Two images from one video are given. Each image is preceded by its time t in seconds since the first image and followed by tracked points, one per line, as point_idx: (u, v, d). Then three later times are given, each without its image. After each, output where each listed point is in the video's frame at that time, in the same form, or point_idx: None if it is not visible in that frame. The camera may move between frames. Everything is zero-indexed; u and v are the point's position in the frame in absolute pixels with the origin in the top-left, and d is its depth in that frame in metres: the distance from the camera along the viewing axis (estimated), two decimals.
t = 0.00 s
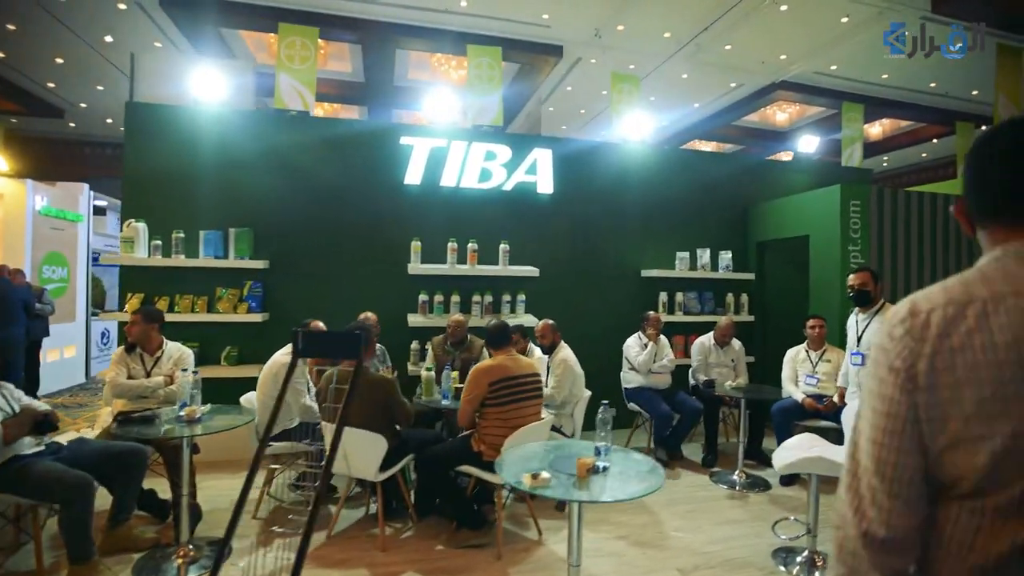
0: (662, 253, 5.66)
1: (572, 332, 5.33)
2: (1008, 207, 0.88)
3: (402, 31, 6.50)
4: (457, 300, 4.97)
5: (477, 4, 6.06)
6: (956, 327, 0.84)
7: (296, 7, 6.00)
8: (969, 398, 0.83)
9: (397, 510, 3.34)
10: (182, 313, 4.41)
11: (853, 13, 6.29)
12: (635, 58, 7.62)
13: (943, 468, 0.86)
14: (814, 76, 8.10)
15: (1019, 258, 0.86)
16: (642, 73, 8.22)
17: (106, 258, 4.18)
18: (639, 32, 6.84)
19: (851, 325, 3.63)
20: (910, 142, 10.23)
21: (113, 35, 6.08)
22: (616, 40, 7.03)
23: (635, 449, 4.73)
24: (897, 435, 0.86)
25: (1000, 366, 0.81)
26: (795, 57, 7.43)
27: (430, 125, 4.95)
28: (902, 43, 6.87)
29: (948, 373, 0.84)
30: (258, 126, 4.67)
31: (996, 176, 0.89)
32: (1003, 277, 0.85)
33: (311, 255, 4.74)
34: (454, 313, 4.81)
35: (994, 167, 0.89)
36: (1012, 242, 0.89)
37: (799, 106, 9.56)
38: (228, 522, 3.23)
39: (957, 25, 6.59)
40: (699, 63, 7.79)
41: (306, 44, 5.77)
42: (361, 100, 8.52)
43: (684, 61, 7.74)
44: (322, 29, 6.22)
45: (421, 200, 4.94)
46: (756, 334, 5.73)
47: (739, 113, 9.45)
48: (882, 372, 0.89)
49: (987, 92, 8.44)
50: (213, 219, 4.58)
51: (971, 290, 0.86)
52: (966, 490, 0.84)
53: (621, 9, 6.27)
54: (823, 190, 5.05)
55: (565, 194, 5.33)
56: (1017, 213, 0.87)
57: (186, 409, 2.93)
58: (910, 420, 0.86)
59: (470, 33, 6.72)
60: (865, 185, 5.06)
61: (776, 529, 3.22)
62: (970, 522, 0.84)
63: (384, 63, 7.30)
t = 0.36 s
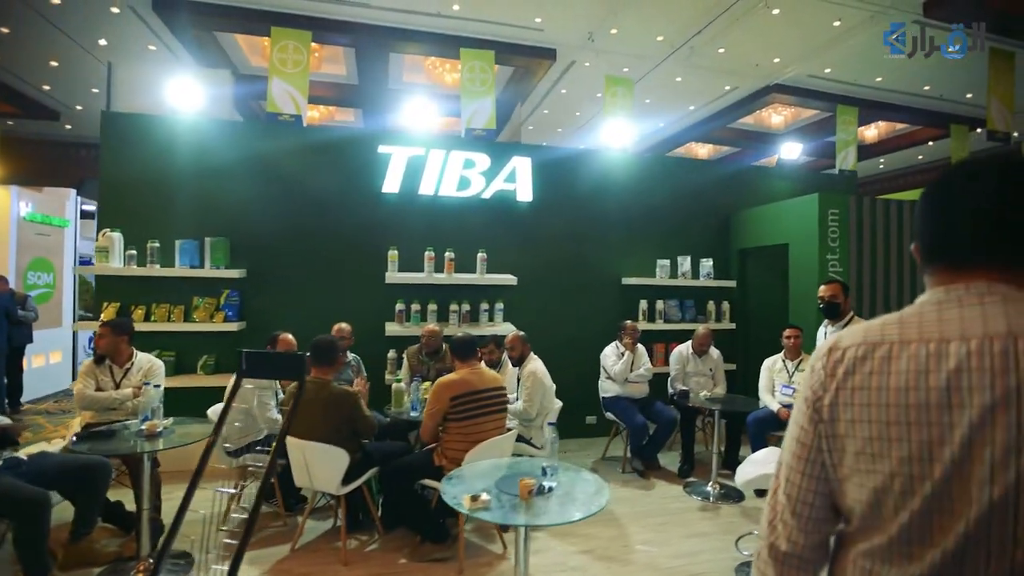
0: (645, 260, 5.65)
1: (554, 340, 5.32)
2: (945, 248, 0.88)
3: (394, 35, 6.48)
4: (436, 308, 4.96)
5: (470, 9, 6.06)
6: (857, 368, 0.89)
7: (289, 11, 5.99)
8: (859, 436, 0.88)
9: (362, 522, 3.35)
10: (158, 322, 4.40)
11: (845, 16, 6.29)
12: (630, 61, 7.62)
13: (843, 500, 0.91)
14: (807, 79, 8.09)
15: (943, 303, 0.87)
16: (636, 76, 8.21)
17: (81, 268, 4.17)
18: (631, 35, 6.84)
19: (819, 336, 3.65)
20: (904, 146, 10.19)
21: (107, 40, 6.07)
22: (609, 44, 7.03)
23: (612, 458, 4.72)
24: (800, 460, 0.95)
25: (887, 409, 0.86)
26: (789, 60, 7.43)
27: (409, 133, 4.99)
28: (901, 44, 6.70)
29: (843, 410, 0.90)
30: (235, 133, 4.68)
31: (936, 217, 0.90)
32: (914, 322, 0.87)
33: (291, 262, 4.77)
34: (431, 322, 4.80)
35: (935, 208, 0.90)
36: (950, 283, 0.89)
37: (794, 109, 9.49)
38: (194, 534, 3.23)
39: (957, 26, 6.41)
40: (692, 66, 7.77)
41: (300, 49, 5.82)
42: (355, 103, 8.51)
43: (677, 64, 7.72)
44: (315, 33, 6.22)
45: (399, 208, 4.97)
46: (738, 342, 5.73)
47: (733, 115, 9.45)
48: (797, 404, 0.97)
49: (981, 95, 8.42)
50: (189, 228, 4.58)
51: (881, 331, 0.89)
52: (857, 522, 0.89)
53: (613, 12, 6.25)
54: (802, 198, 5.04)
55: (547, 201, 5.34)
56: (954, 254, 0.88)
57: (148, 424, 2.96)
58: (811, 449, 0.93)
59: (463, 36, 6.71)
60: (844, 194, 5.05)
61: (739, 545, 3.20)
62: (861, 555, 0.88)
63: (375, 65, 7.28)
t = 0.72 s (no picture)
0: (631, 263, 5.58)
1: (538, 343, 5.26)
2: (947, 257, 0.82)
3: (386, 36, 6.41)
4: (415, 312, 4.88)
5: (462, 9, 5.98)
6: (837, 393, 0.86)
7: (281, 10, 5.93)
8: (832, 467, 0.84)
9: (329, 531, 3.26)
10: (131, 325, 4.33)
11: (841, 17, 6.20)
12: (625, 62, 7.54)
13: (816, 531, 0.88)
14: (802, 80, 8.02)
15: (940, 324, 0.81)
16: (631, 77, 8.14)
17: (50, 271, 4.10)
18: (626, 36, 6.77)
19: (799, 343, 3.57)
20: (900, 148, 10.11)
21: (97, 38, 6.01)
22: (603, 44, 6.95)
23: (593, 464, 4.64)
24: (776, 486, 0.92)
25: (861, 443, 0.82)
26: (785, 60, 7.35)
27: (388, 134, 4.93)
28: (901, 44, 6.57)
29: (818, 437, 0.87)
30: (213, 134, 4.62)
31: (936, 223, 0.84)
32: (903, 345, 0.82)
33: (269, 265, 4.70)
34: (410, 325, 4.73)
35: (937, 210, 0.84)
36: (954, 298, 0.81)
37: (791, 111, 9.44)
38: (155, 544, 3.14)
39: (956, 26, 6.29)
40: (688, 67, 7.70)
41: (291, 49, 5.82)
42: (346, 103, 8.45)
43: (673, 65, 7.64)
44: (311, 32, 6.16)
45: (378, 211, 4.90)
46: (724, 346, 5.65)
47: (731, 117, 9.37)
48: (780, 425, 0.94)
49: (978, 96, 8.34)
50: (163, 231, 4.52)
51: (867, 355, 0.85)
52: (828, 557, 0.85)
53: (608, 12, 6.18)
54: (788, 201, 4.96)
55: (529, 204, 5.27)
56: (957, 264, 0.81)
57: (104, 432, 2.88)
58: (786, 474, 0.91)
59: (457, 36, 6.65)
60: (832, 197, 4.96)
61: (710, 558, 3.10)
62: None
63: (368, 65, 7.20)
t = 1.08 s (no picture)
0: (617, 263, 5.46)
1: (524, 344, 5.16)
2: (943, 265, 0.74)
3: (378, 34, 6.28)
4: (393, 313, 4.76)
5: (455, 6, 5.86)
6: (814, 417, 0.80)
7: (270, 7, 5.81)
8: (803, 501, 0.78)
9: (293, 540, 3.13)
10: (99, 327, 4.21)
11: (838, 15, 6.09)
12: (620, 60, 7.42)
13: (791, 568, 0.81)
14: (799, 78, 7.90)
15: (931, 343, 0.74)
16: (626, 75, 8.02)
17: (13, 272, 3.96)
18: (621, 34, 6.66)
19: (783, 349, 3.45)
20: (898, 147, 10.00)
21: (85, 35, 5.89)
22: (597, 42, 6.82)
23: (575, 470, 4.52)
24: (751, 520, 0.85)
25: (835, 475, 0.75)
26: (782, 59, 7.23)
27: (366, 132, 4.80)
28: (901, 44, 6.49)
29: (791, 466, 0.80)
30: (187, 131, 4.50)
31: (931, 222, 0.75)
32: (888, 366, 0.76)
33: (246, 266, 4.60)
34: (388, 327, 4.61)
35: (932, 208, 0.75)
36: (953, 313, 0.74)
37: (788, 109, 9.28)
38: (111, 553, 3.03)
39: (956, 26, 6.18)
40: (684, 65, 7.58)
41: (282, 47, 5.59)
42: (336, 101, 8.31)
43: (669, 63, 7.53)
44: (301, 29, 6.05)
45: (357, 210, 4.79)
46: (713, 347, 5.53)
47: (729, 116, 9.25)
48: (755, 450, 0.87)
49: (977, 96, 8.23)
50: (132, 229, 4.38)
51: (849, 376, 0.79)
52: None
53: (603, 10, 6.06)
54: (776, 200, 4.83)
55: (512, 201, 5.16)
56: (958, 271, 0.73)
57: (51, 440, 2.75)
58: (761, 507, 0.84)
59: (450, 34, 6.53)
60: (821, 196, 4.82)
61: (684, 572, 2.98)
62: None
63: (362, 62, 7.05)
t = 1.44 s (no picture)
0: (599, 262, 5.40)
1: (509, 345, 5.13)
2: (893, 275, 0.75)
3: (373, 34, 6.25)
4: (370, 314, 4.71)
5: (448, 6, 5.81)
6: (766, 428, 0.80)
7: (260, 7, 5.74)
8: (757, 511, 0.79)
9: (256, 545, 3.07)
10: (70, 328, 4.14)
11: (833, 13, 6.03)
12: (615, 60, 7.37)
13: None
14: (795, 78, 7.84)
15: (876, 355, 0.74)
16: (621, 75, 7.97)
17: None
18: (615, 34, 6.61)
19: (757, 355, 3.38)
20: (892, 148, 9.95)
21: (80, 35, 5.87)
22: (591, 41, 6.77)
23: (554, 473, 4.47)
24: (713, 531, 0.87)
25: (784, 485, 0.75)
26: (777, 58, 7.16)
27: (342, 130, 4.74)
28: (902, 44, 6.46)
29: (747, 476, 0.81)
30: (161, 130, 4.43)
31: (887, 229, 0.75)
32: (835, 376, 0.75)
33: (223, 267, 4.55)
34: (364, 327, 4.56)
35: (886, 218, 0.75)
36: (900, 323, 0.75)
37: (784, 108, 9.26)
38: (71, 558, 2.96)
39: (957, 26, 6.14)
40: (679, 64, 7.52)
41: (274, 45, 5.69)
42: (328, 100, 8.25)
43: (663, 63, 7.48)
44: (295, 29, 6.01)
45: (334, 210, 4.74)
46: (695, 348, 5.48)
47: (723, 116, 9.20)
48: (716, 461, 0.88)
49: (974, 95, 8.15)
50: (103, 229, 4.32)
51: (800, 387, 0.79)
52: None
53: (597, 9, 6.01)
54: (759, 197, 4.74)
55: (493, 198, 5.10)
56: (906, 282, 0.74)
57: None
58: (722, 520, 0.86)
59: (443, 34, 6.48)
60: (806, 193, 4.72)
61: None
62: None
63: (355, 62, 6.99)
